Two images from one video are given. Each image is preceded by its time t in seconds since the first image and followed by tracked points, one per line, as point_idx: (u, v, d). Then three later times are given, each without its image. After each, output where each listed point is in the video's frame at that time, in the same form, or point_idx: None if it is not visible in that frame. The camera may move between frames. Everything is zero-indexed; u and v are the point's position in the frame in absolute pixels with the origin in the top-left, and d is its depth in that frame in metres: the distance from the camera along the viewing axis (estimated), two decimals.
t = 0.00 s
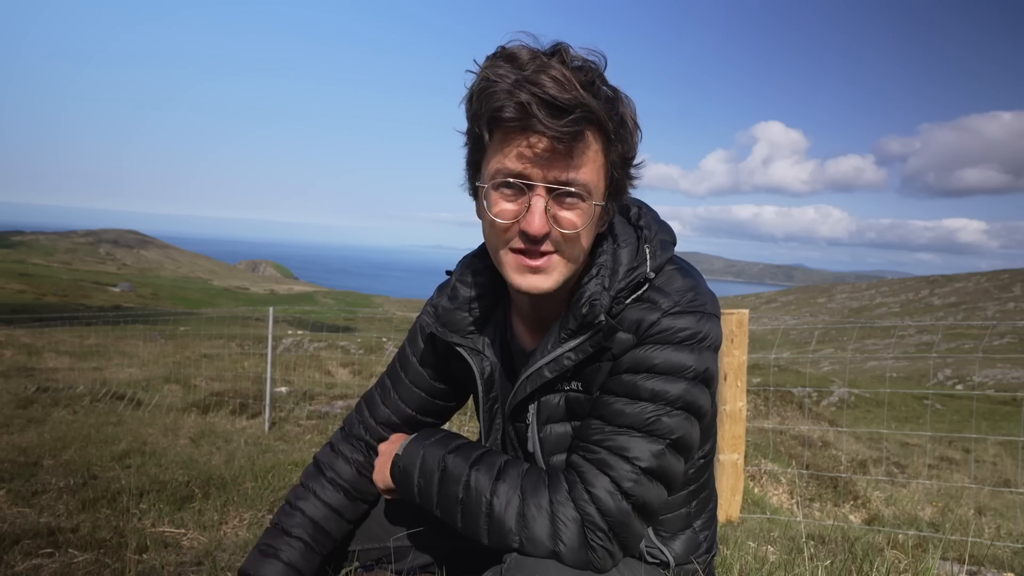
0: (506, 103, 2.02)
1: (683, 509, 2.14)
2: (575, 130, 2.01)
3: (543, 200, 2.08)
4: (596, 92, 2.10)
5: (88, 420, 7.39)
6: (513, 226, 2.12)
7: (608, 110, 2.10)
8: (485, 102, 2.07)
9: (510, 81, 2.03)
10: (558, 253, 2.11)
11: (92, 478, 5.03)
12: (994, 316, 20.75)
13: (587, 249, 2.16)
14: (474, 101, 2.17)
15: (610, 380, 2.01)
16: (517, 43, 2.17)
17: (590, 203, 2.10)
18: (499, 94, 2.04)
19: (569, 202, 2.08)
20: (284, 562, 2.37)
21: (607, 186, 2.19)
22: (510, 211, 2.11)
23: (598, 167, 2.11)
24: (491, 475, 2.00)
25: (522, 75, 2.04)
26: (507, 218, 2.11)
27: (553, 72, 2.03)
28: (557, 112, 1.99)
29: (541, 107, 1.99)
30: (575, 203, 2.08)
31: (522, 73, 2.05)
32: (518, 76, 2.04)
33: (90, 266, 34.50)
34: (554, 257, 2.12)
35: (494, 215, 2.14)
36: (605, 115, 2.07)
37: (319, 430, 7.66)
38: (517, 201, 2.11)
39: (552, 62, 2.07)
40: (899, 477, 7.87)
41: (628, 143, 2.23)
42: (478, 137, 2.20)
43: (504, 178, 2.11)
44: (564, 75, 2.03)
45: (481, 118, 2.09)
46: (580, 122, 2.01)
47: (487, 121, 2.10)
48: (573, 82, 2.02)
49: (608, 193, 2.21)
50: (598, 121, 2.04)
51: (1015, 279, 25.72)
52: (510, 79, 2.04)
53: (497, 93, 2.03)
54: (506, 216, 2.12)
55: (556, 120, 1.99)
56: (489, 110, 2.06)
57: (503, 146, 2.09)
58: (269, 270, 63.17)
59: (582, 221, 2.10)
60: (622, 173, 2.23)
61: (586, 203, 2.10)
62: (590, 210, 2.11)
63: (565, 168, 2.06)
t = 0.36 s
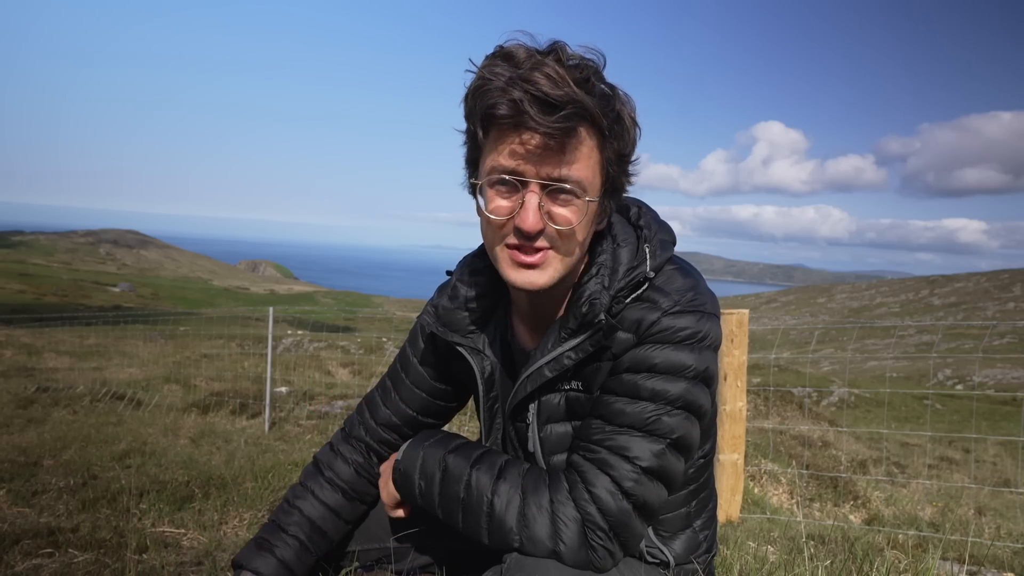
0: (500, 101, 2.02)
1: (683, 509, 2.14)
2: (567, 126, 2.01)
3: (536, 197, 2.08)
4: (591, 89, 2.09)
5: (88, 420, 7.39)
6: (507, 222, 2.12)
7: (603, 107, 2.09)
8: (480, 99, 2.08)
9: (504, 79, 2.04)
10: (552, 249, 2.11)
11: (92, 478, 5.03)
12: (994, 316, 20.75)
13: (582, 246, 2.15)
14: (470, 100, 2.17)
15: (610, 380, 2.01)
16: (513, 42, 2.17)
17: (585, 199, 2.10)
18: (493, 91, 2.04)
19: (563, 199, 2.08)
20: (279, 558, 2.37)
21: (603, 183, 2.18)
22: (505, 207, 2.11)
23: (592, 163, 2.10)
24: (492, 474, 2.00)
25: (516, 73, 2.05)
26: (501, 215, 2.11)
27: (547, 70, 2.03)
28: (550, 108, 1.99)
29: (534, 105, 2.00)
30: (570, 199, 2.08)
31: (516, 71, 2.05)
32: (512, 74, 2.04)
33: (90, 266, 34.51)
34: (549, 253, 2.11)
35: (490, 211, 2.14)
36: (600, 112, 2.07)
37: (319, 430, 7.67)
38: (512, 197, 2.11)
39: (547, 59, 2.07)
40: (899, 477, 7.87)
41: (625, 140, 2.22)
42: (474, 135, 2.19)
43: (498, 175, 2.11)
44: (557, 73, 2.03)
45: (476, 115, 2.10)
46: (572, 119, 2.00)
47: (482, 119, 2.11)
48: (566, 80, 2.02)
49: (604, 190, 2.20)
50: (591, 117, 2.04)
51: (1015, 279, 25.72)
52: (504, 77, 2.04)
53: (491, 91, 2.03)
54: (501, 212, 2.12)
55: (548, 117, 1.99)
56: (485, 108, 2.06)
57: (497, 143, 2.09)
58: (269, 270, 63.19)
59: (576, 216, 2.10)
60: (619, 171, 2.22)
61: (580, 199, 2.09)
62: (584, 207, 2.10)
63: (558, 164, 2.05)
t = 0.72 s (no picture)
0: (458, 117, 2.06)
1: (683, 508, 2.14)
2: (516, 136, 1.98)
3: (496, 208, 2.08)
4: (552, 93, 2.02)
5: (88, 420, 7.39)
6: (474, 233, 2.16)
7: (563, 110, 2.01)
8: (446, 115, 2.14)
9: (463, 93, 2.06)
10: (519, 258, 2.11)
11: (92, 479, 5.03)
12: (994, 316, 20.76)
13: (552, 255, 2.12)
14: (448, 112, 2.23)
15: (609, 381, 2.01)
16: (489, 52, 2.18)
17: (543, 208, 2.06)
18: (453, 107, 2.09)
19: (521, 209, 2.06)
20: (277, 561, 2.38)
21: (573, 189, 2.11)
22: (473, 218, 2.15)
23: (551, 171, 2.04)
24: (492, 475, 2.00)
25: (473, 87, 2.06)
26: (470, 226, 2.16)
27: (500, 81, 2.01)
28: (499, 120, 1.98)
29: (482, 118, 2.00)
30: (530, 209, 2.05)
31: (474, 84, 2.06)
32: (470, 87, 2.05)
33: (90, 266, 34.53)
34: (513, 263, 2.12)
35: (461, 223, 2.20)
36: (554, 119, 2.00)
37: (319, 430, 7.67)
38: (476, 209, 2.14)
39: (507, 67, 2.05)
40: (899, 477, 7.87)
41: (598, 140, 2.10)
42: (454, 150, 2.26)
43: (465, 188, 2.15)
44: (511, 82, 2.00)
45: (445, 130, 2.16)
46: (520, 128, 1.97)
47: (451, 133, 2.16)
48: (517, 89, 1.99)
49: (577, 195, 2.13)
50: (544, 124, 1.99)
51: (1015, 279, 25.71)
52: (463, 92, 2.07)
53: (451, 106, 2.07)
54: (470, 224, 2.16)
55: (495, 129, 1.98)
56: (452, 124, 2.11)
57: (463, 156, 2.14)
58: (269, 270, 63.23)
59: (538, 224, 2.06)
60: (594, 174, 2.12)
61: (539, 209, 2.05)
62: (545, 216, 2.06)
63: (514, 173, 2.03)
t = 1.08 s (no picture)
0: (470, 120, 2.08)
1: (679, 503, 2.14)
2: (526, 140, 1.98)
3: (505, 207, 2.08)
4: (562, 97, 2.02)
5: (88, 420, 7.39)
6: (483, 231, 2.17)
7: (572, 114, 2.01)
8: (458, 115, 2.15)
9: (476, 97, 2.07)
10: (527, 256, 2.11)
11: (92, 479, 5.03)
12: (994, 316, 20.77)
13: (558, 256, 2.13)
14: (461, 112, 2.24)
15: (609, 376, 2.01)
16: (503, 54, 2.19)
17: (551, 209, 2.05)
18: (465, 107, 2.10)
19: (529, 210, 2.06)
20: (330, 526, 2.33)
21: (581, 190, 2.10)
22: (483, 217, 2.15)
23: (560, 173, 2.04)
24: (491, 476, 1.98)
25: (485, 89, 2.07)
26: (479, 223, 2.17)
27: (512, 84, 2.02)
28: (510, 124, 1.98)
29: (493, 120, 2.01)
30: (538, 210, 2.05)
31: (487, 86, 2.07)
32: (483, 90, 2.07)
33: (90, 266, 34.53)
34: (520, 261, 2.12)
35: (472, 220, 2.21)
36: (564, 122, 2.00)
37: (319, 429, 7.68)
38: (485, 207, 2.15)
39: (519, 70, 2.06)
40: (899, 477, 7.87)
41: (607, 143, 2.09)
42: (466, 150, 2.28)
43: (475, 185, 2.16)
44: (521, 87, 2.01)
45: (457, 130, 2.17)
46: (530, 133, 1.98)
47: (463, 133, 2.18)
48: (528, 92, 2.00)
49: (585, 197, 2.12)
50: (552, 128, 1.99)
51: (1015, 279, 25.70)
52: (475, 94, 2.08)
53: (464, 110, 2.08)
54: (480, 221, 2.17)
55: (505, 131, 1.98)
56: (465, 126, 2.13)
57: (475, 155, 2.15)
58: (269, 270, 63.25)
59: (545, 225, 2.06)
60: (602, 176, 2.11)
61: (547, 209, 2.05)
62: (552, 217, 2.06)
63: (523, 175, 2.03)
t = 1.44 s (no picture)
0: (486, 115, 2.10)
1: (680, 499, 2.14)
2: (534, 135, 1.98)
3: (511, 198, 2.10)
4: (575, 95, 2.00)
5: (88, 420, 7.39)
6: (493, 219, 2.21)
7: (583, 112, 1.98)
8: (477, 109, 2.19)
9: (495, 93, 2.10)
10: (534, 248, 2.13)
11: (92, 478, 5.03)
12: (994, 316, 20.77)
13: (563, 250, 2.12)
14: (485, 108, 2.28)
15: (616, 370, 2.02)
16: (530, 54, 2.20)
17: (555, 204, 2.05)
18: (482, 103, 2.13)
19: (533, 202, 2.06)
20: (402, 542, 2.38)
21: (588, 188, 2.07)
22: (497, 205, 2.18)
23: (565, 169, 2.03)
24: (499, 473, 2.00)
25: (502, 87, 2.09)
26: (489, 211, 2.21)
27: (526, 82, 2.03)
28: (520, 119, 1.99)
29: (503, 115, 2.02)
30: (545, 202, 2.05)
31: (504, 84, 2.09)
32: (500, 87, 2.09)
33: (90, 266, 34.54)
34: (524, 251, 2.14)
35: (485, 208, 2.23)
36: (572, 121, 1.98)
37: (319, 430, 7.68)
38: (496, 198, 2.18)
39: (537, 70, 2.06)
40: (899, 477, 7.87)
41: (619, 145, 2.05)
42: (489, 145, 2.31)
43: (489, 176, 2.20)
44: (536, 83, 2.01)
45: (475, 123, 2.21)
46: (538, 128, 1.97)
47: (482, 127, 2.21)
48: (540, 90, 1.99)
49: (592, 195, 2.09)
50: (561, 125, 1.97)
51: (1015, 279, 25.69)
52: (494, 90, 2.11)
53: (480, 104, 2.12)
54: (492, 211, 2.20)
55: (513, 127, 2.00)
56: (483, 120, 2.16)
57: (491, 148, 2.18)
58: (269, 271, 63.28)
59: (548, 218, 2.07)
60: (612, 177, 2.07)
61: (550, 204, 2.05)
62: (555, 212, 2.06)
63: (532, 168, 2.03)
